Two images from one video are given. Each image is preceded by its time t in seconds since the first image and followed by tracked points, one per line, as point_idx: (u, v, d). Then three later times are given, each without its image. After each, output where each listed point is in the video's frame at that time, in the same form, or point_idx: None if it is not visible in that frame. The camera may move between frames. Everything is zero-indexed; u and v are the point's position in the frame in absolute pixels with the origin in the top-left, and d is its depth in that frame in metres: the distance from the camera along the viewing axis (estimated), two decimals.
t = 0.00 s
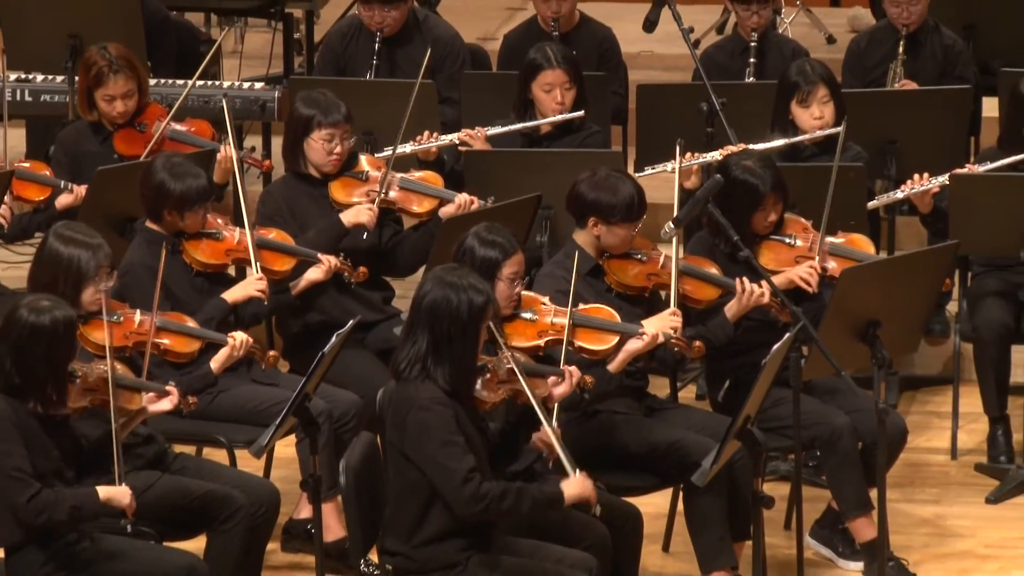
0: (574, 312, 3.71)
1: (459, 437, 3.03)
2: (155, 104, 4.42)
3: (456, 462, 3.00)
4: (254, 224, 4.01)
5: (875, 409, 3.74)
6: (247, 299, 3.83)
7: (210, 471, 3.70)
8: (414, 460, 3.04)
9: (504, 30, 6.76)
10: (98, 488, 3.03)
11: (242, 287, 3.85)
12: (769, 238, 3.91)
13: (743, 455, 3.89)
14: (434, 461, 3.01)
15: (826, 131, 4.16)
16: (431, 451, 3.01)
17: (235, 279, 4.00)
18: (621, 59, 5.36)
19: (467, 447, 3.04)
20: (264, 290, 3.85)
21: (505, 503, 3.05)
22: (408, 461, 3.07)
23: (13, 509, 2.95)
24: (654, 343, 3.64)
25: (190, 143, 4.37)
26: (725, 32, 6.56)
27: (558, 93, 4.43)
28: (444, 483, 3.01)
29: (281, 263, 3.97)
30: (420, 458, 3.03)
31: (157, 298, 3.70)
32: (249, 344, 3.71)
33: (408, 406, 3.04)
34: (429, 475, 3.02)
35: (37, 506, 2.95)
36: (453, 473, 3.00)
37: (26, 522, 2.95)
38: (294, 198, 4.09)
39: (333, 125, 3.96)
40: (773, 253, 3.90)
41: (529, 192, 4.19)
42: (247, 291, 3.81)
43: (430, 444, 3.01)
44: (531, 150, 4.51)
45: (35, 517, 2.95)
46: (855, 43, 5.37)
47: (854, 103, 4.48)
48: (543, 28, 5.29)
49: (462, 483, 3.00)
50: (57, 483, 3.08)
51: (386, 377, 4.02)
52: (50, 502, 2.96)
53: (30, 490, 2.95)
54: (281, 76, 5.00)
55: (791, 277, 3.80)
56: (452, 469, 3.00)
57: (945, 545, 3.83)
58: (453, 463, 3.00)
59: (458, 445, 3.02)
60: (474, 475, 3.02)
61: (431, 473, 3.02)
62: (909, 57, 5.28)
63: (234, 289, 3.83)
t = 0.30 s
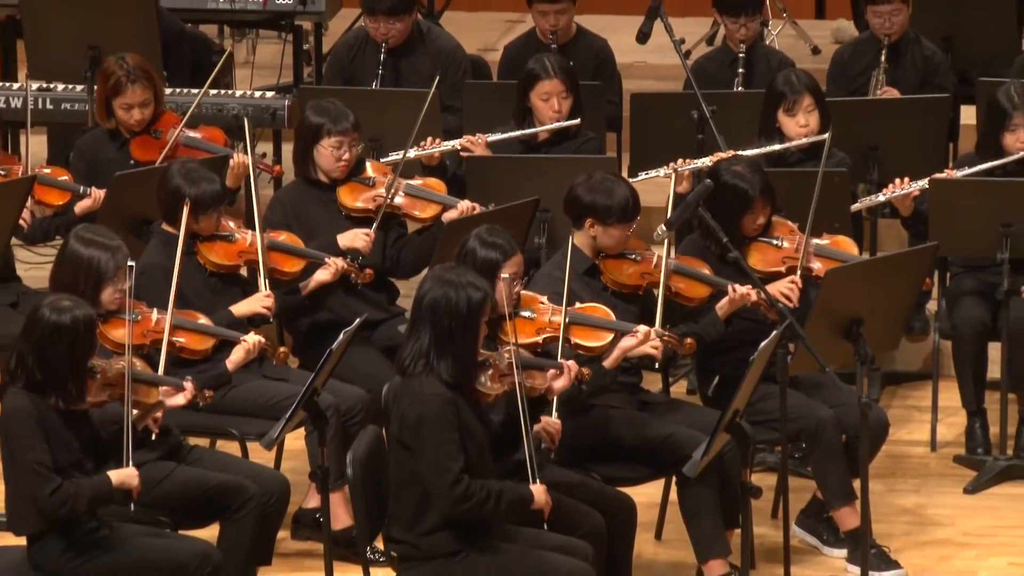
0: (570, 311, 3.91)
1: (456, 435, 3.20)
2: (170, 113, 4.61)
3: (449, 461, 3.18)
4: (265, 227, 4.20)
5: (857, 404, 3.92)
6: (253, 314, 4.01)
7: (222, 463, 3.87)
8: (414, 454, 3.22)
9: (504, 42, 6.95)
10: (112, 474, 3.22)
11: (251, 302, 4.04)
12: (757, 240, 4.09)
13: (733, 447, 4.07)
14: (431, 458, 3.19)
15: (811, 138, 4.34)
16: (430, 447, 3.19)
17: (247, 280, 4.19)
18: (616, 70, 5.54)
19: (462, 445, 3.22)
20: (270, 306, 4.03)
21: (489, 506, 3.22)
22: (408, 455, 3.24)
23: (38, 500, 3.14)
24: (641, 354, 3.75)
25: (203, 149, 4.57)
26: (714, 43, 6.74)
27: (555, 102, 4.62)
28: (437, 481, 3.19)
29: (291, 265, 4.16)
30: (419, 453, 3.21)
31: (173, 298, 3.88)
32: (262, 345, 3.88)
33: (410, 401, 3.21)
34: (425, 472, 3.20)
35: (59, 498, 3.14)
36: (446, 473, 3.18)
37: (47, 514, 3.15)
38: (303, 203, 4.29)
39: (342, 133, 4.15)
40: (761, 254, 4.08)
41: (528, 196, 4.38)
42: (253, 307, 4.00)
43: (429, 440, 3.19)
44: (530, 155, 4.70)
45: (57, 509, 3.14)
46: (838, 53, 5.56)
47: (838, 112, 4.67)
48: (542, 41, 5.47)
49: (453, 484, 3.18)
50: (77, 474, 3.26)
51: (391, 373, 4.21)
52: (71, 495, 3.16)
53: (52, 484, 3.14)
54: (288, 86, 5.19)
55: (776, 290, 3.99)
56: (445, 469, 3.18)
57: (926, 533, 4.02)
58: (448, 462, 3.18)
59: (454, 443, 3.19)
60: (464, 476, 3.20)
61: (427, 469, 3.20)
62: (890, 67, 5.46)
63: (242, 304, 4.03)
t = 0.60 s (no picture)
0: (567, 309, 4.09)
1: (462, 426, 3.39)
2: (180, 120, 4.79)
3: (459, 452, 3.37)
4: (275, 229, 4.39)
5: (843, 398, 4.05)
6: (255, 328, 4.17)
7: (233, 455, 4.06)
8: (423, 446, 3.40)
9: (504, 52, 7.14)
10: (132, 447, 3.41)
11: (253, 317, 4.19)
12: (746, 242, 4.28)
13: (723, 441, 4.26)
14: (441, 449, 3.38)
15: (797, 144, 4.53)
16: (438, 439, 3.38)
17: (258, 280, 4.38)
18: (611, 79, 5.73)
19: (469, 435, 3.41)
20: (270, 322, 4.18)
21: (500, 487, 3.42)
22: (416, 447, 3.43)
23: (64, 488, 3.33)
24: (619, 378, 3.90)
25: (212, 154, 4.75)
26: (705, 54, 6.94)
27: (553, 110, 4.80)
28: (448, 471, 3.37)
29: (299, 267, 4.35)
30: (428, 445, 3.39)
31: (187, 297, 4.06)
32: (270, 344, 4.04)
33: (417, 396, 3.40)
34: (436, 462, 3.38)
35: (85, 486, 3.33)
36: (457, 463, 3.37)
37: (76, 501, 3.34)
38: (311, 207, 4.48)
39: (348, 141, 4.35)
40: (749, 256, 4.27)
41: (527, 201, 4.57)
42: (256, 321, 4.15)
43: (437, 432, 3.38)
44: (528, 161, 4.89)
45: (83, 496, 3.33)
46: (824, 63, 5.74)
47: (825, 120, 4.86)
48: (540, 51, 5.67)
49: (464, 474, 3.37)
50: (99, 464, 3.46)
51: (396, 369, 4.40)
52: (95, 482, 3.35)
53: (77, 472, 3.33)
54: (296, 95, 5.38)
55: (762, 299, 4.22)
56: (456, 459, 3.37)
57: (908, 522, 4.21)
58: (457, 453, 3.37)
59: (461, 435, 3.38)
60: (474, 464, 3.40)
61: (437, 460, 3.38)
62: (873, 75, 5.65)
63: (244, 319, 4.18)
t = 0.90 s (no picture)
0: (564, 309, 4.29)
1: (467, 420, 3.59)
2: (193, 128, 4.99)
3: (466, 444, 3.57)
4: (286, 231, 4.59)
5: (827, 393, 4.22)
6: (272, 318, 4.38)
7: (244, 447, 4.24)
8: (430, 440, 3.59)
9: (504, 61, 7.34)
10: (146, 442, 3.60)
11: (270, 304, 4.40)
12: (736, 244, 4.47)
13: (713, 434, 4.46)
14: (448, 442, 3.57)
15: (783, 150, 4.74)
16: (445, 432, 3.57)
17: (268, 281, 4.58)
18: (606, 87, 5.94)
19: (474, 427, 3.61)
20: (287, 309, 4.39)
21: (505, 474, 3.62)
22: (422, 441, 3.62)
23: (85, 479, 3.53)
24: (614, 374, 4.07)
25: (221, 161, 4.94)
26: (696, 64, 7.16)
27: (550, 118, 5.00)
28: (456, 462, 3.57)
29: (309, 266, 4.55)
30: (435, 438, 3.58)
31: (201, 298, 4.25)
32: (280, 343, 4.23)
33: (423, 392, 3.59)
34: (444, 455, 3.57)
35: (103, 477, 3.53)
36: (465, 454, 3.56)
37: (95, 491, 3.53)
38: (319, 210, 4.68)
39: (354, 147, 4.55)
40: (738, 257, 4.46)
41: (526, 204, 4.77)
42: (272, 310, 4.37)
43: (444, 426, 3.57)
44: (527, 167, 5.09)
45: (102, 486, 3.53)
46: (810, 72, 5.94)
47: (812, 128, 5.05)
48: (537, 61, 5.88)
49: (472, 465, 3.56)
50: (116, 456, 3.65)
51: (400, 365, 4.60)
52: (113, 473, 3.54)
53: (97, 464, 3.53)
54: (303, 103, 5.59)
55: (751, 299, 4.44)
56: (463, 451, 3.56)
57: (889, 511, 4.41)
58: (464, 446, 3.56)
59: (467, 427, 3.58)
60: (480, 455, 3.59)
61: (444, 453, 3.58)
62: (856, 83, 5.85)
63: (261, 308, 4.38)
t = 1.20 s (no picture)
0: (561, 308, 4.48)
1: (469, 412, 3.78)
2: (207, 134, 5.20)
3: (468, 435, 3.76)
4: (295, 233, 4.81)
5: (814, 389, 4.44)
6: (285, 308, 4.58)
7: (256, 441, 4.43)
8: (434, 432, 3.79)
9: (504, 71, 7.55)
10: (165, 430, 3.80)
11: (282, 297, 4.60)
12: (726, 246, 4.67)
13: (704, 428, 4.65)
14: (450, 434, 3.76)
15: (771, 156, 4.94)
16: (448, 425, 3.76)
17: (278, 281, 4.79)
18: (602, 96, 6.14)
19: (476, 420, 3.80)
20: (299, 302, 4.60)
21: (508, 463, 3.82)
22: (425, 434, 3.82)
23: (106, 465, 3.73)
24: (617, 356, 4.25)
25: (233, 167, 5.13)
26: (689, 74, 7.36)
27: (548, 125, 5.19)
28: (459, 452, 3.76)
29: (316, 267, 4.75)
30: (439, 430, 3.78)
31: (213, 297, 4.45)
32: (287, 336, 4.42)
33: (427, 387, 3.78)
34: (447, 446, 3.77)
35: (123, 463, 3.73)
36: (467, 444, 3.76)
37: (116, 477, 3.73)
38: (327, 213, 4.89)
39: (361, 152, 4.76)
40: (728, 258, 4.66)
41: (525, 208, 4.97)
42: (284, 302, 4.56)
43: (448, 419, 3.76)
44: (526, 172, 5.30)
45: (122, 472, 3.72)
46: (796, 81, 6.15)
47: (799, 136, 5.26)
48: (535, 70, 6.08)
49: (475, 454, 3.76)
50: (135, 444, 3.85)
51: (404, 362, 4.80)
52: (133, 460, 3.74)
53: (117, 451, 3.72)
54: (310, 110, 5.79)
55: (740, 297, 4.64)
56: (465, 442, 3.76)
57: (873, 502, 4.61)
58: (467, 437, 3.76)
59: (469, 420, 3.77)
60: (482, 445, 3.79)
61: (447, 444, 3.77)
62: (840, 92, 6.05)
63: (274, 301, 4.59)
